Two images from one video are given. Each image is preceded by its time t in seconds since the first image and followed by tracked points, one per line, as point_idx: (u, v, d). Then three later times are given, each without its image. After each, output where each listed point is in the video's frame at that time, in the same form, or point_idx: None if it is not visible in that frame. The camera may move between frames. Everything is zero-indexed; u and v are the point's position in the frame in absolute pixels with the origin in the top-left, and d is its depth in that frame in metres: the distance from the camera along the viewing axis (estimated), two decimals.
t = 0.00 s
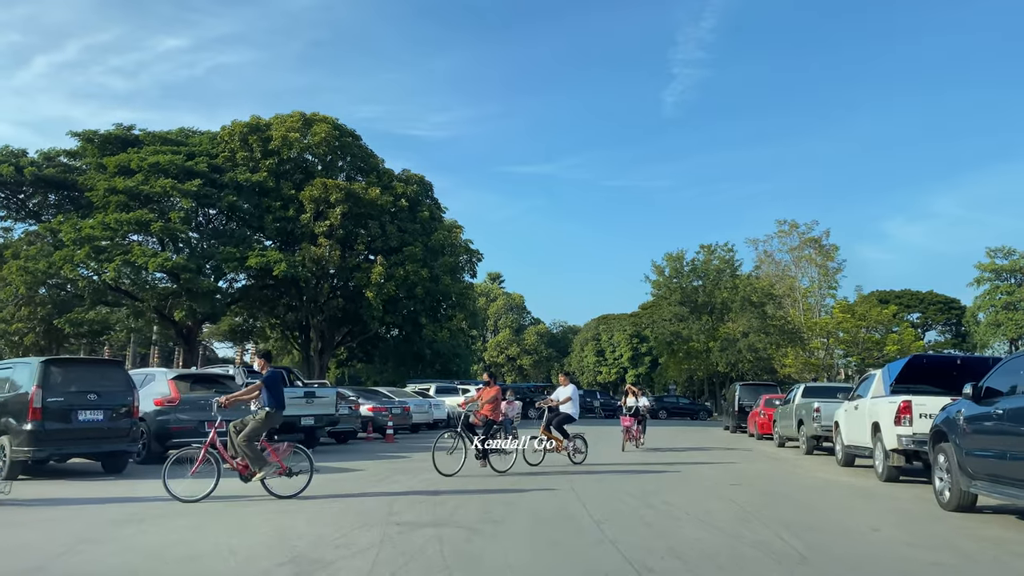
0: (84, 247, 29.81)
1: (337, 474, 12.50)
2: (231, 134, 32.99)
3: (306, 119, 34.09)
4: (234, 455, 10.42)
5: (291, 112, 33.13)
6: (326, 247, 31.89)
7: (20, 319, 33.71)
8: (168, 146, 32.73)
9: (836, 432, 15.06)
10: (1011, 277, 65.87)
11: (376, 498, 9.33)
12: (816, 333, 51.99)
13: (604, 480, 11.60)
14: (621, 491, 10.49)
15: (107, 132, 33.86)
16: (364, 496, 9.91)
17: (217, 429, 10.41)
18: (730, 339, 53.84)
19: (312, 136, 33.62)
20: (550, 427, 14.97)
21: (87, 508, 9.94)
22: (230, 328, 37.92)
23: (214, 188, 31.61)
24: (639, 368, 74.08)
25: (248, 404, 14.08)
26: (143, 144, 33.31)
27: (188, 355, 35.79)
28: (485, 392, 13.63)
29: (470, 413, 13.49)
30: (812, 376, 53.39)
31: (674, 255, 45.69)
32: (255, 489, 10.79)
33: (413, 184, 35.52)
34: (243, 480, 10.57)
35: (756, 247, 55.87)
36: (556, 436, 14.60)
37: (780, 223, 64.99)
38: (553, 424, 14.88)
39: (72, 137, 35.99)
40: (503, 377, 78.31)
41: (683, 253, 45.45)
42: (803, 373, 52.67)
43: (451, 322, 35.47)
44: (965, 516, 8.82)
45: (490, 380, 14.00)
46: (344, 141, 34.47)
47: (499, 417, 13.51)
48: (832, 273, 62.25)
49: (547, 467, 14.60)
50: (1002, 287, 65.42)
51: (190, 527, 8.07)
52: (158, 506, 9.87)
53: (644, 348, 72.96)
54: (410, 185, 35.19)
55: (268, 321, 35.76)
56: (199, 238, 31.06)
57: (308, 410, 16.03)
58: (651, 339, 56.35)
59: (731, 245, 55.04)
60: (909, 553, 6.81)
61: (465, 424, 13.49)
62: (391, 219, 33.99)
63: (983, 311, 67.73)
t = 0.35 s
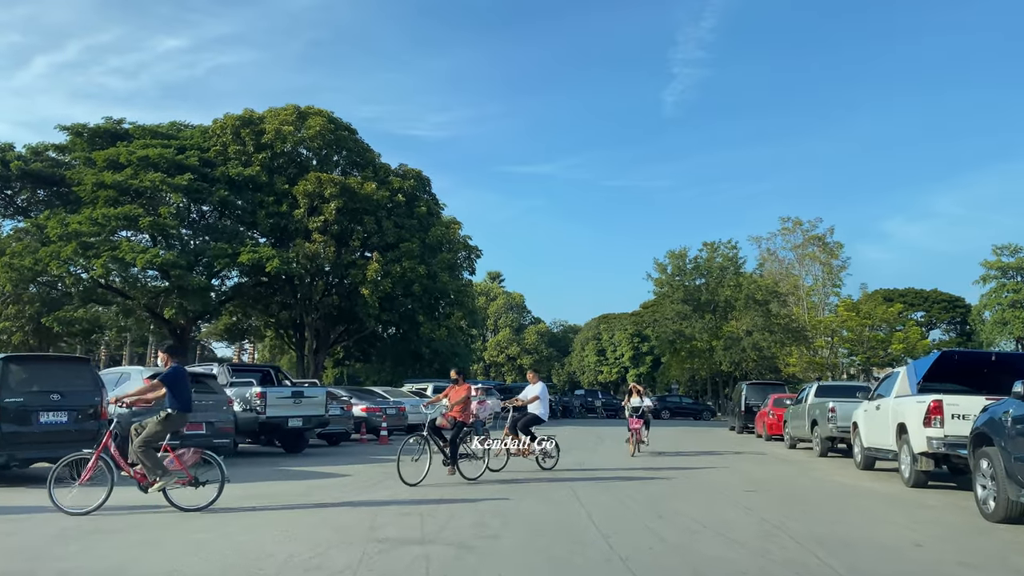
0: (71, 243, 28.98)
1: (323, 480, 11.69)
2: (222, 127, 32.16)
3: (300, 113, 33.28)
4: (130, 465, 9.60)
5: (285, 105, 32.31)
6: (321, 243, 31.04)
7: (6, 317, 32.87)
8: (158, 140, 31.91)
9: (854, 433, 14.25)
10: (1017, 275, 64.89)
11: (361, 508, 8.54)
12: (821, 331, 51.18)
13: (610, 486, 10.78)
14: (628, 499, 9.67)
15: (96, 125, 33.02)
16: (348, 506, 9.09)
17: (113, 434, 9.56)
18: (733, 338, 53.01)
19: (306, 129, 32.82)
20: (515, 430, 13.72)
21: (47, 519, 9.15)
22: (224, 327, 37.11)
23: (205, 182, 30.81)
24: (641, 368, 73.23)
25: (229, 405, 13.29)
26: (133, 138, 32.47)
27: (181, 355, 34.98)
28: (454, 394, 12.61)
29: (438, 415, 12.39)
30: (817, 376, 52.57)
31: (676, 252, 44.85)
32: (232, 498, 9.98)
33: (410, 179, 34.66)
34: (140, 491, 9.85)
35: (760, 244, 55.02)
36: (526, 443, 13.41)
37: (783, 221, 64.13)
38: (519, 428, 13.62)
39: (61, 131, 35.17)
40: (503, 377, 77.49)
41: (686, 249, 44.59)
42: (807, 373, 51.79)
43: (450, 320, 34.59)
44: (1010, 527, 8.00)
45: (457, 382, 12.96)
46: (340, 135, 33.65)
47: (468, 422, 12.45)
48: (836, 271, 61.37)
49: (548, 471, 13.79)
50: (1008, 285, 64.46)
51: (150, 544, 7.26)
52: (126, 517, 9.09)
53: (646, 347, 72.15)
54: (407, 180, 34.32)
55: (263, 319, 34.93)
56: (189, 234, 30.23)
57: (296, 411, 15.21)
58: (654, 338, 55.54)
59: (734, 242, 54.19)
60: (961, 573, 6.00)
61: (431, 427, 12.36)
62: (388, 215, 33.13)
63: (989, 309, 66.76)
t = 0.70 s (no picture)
0: (58, 238, 28.12)
1: (309, 485, 10.90)
2: (214, 120, 31.28)
3: (294, 105, 32.44)
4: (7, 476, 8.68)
5: (278, 98, 31.51)
6: (315, 238, 30.19)
7: None
8: (148, 133, 31.02)
9: (875, 435, 13.43)
10: None
11: (342, 522, 7.73)
12: (825, 329, 50.42)
13: (617, 494, 9.99)
14: (639, 509, 8.89)
15: (85, 118, 32.07)
16: (332, 521, 8.32)
17: None
18: (737, 336, 52.25)
19: (301, 122, 32.00)
20: (474, 431, 12.67)
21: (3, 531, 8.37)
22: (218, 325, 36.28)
23: (196, 176, 29.93)
24: (642, 368, 72.35)
25: (209, 404, 12.47)
26: (123, 131, 31.55)
27: (172, 355, 34.12)
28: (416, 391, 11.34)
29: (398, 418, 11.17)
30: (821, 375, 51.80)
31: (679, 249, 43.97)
32: (209, 507, 9.22)
33: (407, 173, 33.80)
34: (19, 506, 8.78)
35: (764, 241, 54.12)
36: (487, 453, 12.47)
37: (787, 218, 63.29)
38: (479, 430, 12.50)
39: (50, 124, 34.26)
40: (503, 377, 76.67)
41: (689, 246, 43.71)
42: (811, 372, 50.94)
43: (448, 318, 33.74)
44: None
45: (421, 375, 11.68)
46: (335, 128, 32.86)
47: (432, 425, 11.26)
48: (840, 269, 60.49)
49: (552, 475, 13.00)
50: (1015, 283, 63.54)
51: (104, 563, 6.49)
52: (87, 529, 8.29)
53: (648, 346, 71.30)
54: (404, 174, 33.46)
55: (256, 317, 34.09)
56: (179, 229, 29.35)
57: (283, 412, 14.38)
58: (656, 337, 54.73)
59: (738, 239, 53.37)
60: None
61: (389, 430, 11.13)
62: (384, 210, 32.30)
63: (995, 307, 65.85)
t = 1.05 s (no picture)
0: (44, 234, 27.25)
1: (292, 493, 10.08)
2: (206, 112, 30.41)
3: (288, 97, 31.61)
4: None
5: (272, 90, 30.68)
6: (309, 234, 29.35)
7: None
8: (138, 125, 30.14)
9: (898, 437, 12.58)
10: None
11: (319, 539, 6.91)
12: (829, 328, 49.64)
13: (626, 504, 9.16)
14: (651, 521, 8.05)
15: (74, 111, 31.14)
16: (311, 537, 7.49)
17: None
18: (741, 334, 51.48)
19: (295, 114, 31.17)
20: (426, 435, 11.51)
21: None
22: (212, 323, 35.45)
23: (187, 170, 29.07)
24: (644, 367, 71.52)
25: (186, 405, 11.63)
26: (112, 123, 30.64)
27: (164, 354, 33.26)
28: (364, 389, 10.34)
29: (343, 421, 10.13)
30: (825, 374, 51.02)
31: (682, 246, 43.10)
32: (178, 520, 8.40)
33: (404, 167, 32.93)
34: None
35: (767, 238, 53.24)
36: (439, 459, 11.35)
37: (791, 215, 62.39)
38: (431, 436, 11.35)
39: (38, 117, 33.35)
40: (504, 376, 75.86)
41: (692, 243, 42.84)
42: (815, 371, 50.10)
43: (446, 315, 32.92)
44: None
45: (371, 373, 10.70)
46: (329, 121, 32.06)
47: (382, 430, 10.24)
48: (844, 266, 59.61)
49: (554, 481, 12.15)
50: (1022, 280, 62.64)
51: None
52: (38, 545, 7.48)
53: (650, 345, 70.47)
54: (401, 168, 32.59)
55: (250, 315, 33.26)
56: (170, 224, 28.50)
57: (268, 413, 13.52)
58: (658, 336, 53.90)
59: (742, 236, 52.52)
60: None
61: (332, 435, 10.06)
62: (380, 205, 31.44)
63: (1001, 305, 64.94)
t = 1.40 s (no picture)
0: (28, 228, 26.33)
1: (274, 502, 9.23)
2: (197, 104, 29.50)
3: (281, 89, 30.76)
4: None
5: (264, 81, 29.78)
6: (302, 229, 28.44)
7: None
8: (127, 117, 29.21)
9: (925, 438, 11.77)
10: None
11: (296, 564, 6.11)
12: (834, 326, 48.78)
13: (640, 516, 8.31)
14: (670, 537, 7.20)
15: (61, 103, 30.19)
16: (288, 558, 6.64)
17: None
18: (745, 333, 50.63)
19: (288, 106, 30.30)
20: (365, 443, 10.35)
21: None
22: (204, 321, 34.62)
23: (177, 163, 28.13)
24: (644, 367, 70.66)
25: (158, 406, 10.78)
26: (101, 116, 29.71)
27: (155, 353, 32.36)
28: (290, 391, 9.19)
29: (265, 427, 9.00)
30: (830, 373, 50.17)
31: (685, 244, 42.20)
32: (143, 536, 7.58)
33: (401, 161, 32.01)
34: None
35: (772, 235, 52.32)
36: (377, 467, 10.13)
37: (795, 212, 61.46)
38: (366, 441, 10.21)
39: (24, 110, 32.41)
40: (503, 376, 74.94)
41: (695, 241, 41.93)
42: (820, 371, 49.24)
43: (443, 313, 32.05)
44: None
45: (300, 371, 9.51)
46: (324, 113, 31.25)
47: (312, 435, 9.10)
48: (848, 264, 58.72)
49: (559, 488, 11.30)
50: None
51: None
52: None
53: (651, 345, 69.60)
54: (397, 161, 31.70)
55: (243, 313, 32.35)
56: (159, 219, 27.59)
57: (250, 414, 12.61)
58: (660, 335, 53.02)
59: (745, 233, 51.62)
60: None
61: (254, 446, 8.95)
62: (376, 199, 30.55)
63: (1007, 304, 64.06)
